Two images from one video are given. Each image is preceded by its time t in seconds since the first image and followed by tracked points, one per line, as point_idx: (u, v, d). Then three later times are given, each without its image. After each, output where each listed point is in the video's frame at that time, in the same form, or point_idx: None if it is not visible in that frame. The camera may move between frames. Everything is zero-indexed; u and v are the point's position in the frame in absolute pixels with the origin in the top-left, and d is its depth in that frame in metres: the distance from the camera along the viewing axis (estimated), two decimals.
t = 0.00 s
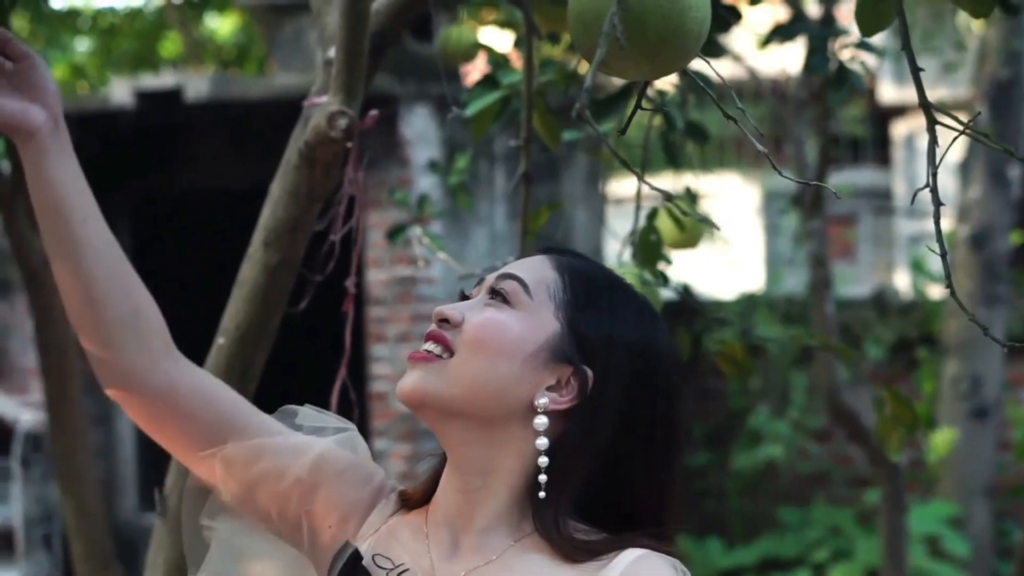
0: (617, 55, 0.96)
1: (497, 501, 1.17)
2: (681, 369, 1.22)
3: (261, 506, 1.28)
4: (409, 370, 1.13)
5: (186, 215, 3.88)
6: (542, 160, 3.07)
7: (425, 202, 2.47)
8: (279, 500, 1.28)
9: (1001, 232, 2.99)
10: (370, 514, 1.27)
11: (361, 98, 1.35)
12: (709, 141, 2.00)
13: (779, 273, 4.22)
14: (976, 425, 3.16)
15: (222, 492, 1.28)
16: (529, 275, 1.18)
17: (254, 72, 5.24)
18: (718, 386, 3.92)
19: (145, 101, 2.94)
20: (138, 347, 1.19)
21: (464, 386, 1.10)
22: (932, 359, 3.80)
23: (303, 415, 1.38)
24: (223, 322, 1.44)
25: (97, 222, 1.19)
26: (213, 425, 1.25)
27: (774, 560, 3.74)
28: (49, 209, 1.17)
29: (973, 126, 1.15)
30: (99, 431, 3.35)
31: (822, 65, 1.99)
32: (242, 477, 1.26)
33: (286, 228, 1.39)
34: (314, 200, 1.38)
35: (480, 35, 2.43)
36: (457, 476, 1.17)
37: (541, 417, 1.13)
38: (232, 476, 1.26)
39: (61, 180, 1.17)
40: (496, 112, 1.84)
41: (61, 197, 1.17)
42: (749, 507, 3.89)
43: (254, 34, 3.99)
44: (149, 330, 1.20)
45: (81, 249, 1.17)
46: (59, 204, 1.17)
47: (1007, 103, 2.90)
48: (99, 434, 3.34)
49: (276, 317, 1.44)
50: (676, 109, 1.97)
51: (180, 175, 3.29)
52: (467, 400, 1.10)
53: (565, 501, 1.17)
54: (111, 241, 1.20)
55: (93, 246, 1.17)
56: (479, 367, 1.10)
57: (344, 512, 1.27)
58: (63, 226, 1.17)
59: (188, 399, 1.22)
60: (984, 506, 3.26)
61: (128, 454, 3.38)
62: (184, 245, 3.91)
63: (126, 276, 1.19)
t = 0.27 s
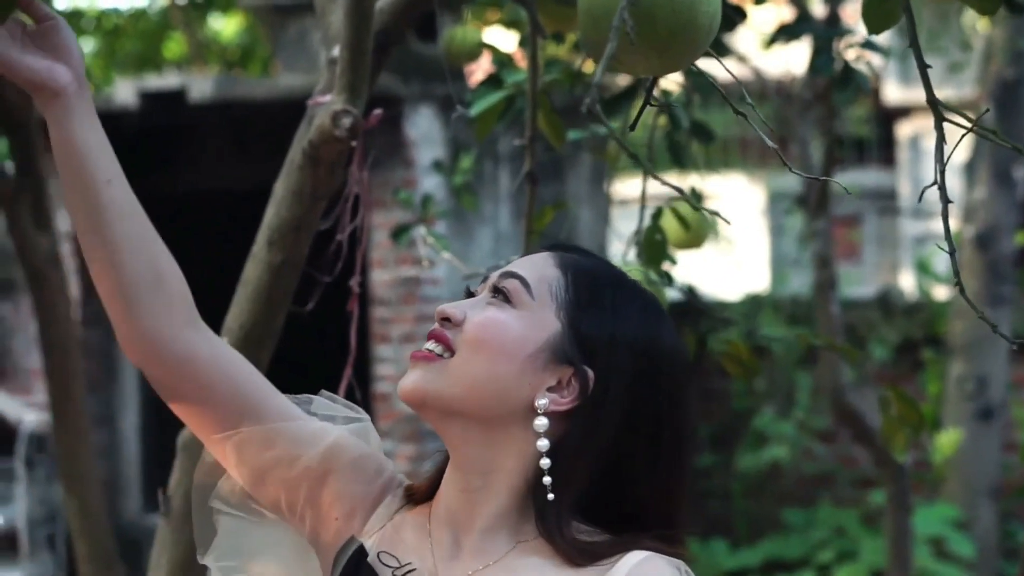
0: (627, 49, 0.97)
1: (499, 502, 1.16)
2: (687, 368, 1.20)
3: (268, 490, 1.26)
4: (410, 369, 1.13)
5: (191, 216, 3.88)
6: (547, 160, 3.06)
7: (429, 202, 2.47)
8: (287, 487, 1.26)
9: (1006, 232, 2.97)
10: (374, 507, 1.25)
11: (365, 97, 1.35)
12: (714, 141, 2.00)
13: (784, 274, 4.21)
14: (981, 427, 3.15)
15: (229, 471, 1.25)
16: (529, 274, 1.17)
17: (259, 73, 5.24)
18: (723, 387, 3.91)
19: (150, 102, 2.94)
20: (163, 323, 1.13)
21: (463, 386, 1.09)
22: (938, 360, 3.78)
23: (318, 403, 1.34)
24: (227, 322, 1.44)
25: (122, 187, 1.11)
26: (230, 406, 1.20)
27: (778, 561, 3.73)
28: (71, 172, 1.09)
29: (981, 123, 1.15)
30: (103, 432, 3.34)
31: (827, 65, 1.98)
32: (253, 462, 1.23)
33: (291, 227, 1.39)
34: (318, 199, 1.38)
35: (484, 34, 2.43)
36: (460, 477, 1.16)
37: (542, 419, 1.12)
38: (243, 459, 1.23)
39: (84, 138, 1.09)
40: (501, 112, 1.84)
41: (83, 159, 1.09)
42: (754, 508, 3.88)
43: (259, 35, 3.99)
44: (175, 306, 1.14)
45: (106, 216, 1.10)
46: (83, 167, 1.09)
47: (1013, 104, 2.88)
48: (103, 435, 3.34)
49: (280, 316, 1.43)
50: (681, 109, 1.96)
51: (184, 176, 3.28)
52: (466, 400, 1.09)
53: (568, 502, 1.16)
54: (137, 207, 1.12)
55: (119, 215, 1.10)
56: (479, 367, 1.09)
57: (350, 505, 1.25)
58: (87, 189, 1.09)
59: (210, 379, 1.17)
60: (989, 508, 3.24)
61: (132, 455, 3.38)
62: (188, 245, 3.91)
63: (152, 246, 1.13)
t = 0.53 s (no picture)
0: (646, 45, 0.97)
1: (503, 505, 1.14)
2: (696, 366, 1.17)
3: (283, 480, 1.22)
4: (415, 369, 1.11)
5: (199, 217, 3.88)
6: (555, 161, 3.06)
7: (438, 203, 2.46)
8: (304, 478, 1.22)
9: (1016, 233, 2.96)
10: (387, 503, 1.23)
11: (375, 97, 1.35)
12: (723, 142, 1.99)
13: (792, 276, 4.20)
14: (990, 429, 3.13)
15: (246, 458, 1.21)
16: (535, 273, 1.14)
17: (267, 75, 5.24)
18: (731, 389, 3.90)
19: (158, 103, 2.94)
20: (188, 306, 1.08)
21: (465, 387, 1.07)
22: (947, 362, 3.77)
23: (336, 390, 1.30)
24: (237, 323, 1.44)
25: (149, 160, 1.06)
26: (251, 394, 1.16)
27: (787, 564, 3.71)
28: (96, 142, 1.04)
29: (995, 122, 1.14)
30: (111, 434, 3.34)
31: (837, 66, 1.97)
32: (270, 452, 1.19)
33: (300, 227, 1.39)
34: (327, 199, 1.37)
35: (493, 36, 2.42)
36: (468, 477, 1.14)
37: (543, 421, 1.09)
38: (261, 449, 1.18)
39: (109, 107, 1.04)
40: (510, 112, 1.83)
41: (110, 129, 1.04)
42: (763, 510, 3.87)
43: (268, 36, 3.99)
44: (201, 287, 1.08)
45: (131, 189, 1.05)
46: (108, 138, 1.04)
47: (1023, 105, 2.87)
48: (111, 436, 3.34)
49: (290, 317, 1.43)
50: (690, 111, 1.96)
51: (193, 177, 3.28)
52: (468, 402, 1.07)
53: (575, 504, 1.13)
54: (164, 182, 1.07)
55: (146, 188, 1.05)
56: (480, 370, 1.07)
57: (363, 497, 1.22)
58: (112, 160, 1.04)
59: (234, 365, 1.12)
60: (999, 510, 3.23)
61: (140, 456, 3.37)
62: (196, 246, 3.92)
63: (179, 223, 1.08)
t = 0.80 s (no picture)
0: (669, 46, 0.98)
1: (523, 506, 1.14)
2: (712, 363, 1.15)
3: (306, 477, 1.21)
4: (433, 373, 1.11)
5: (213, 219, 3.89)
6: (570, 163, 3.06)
7: (454, 205, 2.46)
8: (326, 475, 1.21)
9: None
10: (407, 502, 1.23)
11: (393, 99, 1.35)
12: (739, 143, 1.98)
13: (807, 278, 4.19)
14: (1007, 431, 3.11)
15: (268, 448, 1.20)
16: (549, 275, 1.13)
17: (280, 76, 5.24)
18: (746, 391, 3.89)
19: (173, 105, 2.94)
20: (214, 300, 1.05)
21: (481, 391, 1.07)
22: (962, 363, 3.75)
23: (359, 384, 1.29)
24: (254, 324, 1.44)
25: (177, 145, 1.03)
26: (275, 388, 1.14)
27: (802, 566, 3.70)
28: (125, 126, 1.00)
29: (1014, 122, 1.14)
30: (127, 435, 3.35)
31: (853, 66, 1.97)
32: (292, 446, 1.17)
33: (318, 229, 1.39)
34: (345, 201, 1.37)
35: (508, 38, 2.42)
36: (487, 478, 1.14)
37: (560, 425, 1.09)
38: (283, 441, 1.17)
39: (139, 95, 1.00)
40: (526, 114, 1.83)
41: (138, 113, 1.00)
42: (777, 512, 3.86)
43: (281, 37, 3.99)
44: (228, 279, 1.06)
45: (159, 179, 1.01)
46: (138, 123, 1.00)
47: None
48: (126, 438, 3.34)
49: (308, 318, 1.43)
50: (706, 112, 1.95)
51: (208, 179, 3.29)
52: (485, 405, 1.07)
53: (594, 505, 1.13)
54: (192, 168, 1.04)
55: (173, 175, 1.02)
56: (495, 376, 1.07)
57: (384, 495, 1.21)
58: (140, 149, 1.00)
59: (259, 358, 1.10)
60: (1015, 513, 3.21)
61: (155, 458, 3.38)
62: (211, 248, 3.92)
63: (207, 212, 1.04)
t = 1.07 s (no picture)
0: (692, 49, 0.98)
1: (548, 507, 1.14)
2: (733, 362, 1.15)
3: (334, 478, 1.22)
4: (456, 377, 1.11)
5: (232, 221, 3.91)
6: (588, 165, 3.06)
7: (473, 206, 2.47)
8: (354, 475, 1.21)
9: None
10: (434, 502, 1.23)
11: (414, 101, 1.36)
12: (759, 145, 1.98)
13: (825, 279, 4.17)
14: None
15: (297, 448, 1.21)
16: (568, 278, 1.13)
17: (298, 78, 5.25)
18: (765, 392, 3.87)
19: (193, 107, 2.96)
20: (243, 300, 1.06)
21: (503, 395, 1.07)
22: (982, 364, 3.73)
23: (387, 384, 1.29)
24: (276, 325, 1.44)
25: (207, 145, 1.03)
26: (305, 387, 1.14)
27: (821, 567, 3.69)
28: (155, 128, 1.01)
29: None
30: (147, 436, 3.36)
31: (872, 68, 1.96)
32: (320, 446, 1.18)
33: (339, 230, 1.39)
34: (366, 202, 1.38)
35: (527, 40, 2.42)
36: (512, 479, 1.15)
37: (583, 427, 1.09)
38: (311, 442, 1.18)
39: (168, 95, 1.00)
40: (546, 116, 1.84)
41: (167, 115, 1.01)
42: (796, 513, 3.84)
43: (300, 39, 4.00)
44: (256, 280, 1.06)
45: (189, 180, 1.02)
46: (167, 123, 1.01)
47: None
48: (146, 439, 3.36)
49: (330, 319, 1.44)
50: (725, 114, 1.95)
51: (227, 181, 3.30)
52: (507, 409, 1.08)
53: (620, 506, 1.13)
54: (222, 168, 1.04)
55: (203, 175, 1.02)
56: (519, 380, 1.08)
57: (411, 494, 1.22)
58: (170, 149, 1.01)
59: (289, 357, 1.10)
60: None
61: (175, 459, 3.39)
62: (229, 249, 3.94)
63: (236, 211, 1.05)
